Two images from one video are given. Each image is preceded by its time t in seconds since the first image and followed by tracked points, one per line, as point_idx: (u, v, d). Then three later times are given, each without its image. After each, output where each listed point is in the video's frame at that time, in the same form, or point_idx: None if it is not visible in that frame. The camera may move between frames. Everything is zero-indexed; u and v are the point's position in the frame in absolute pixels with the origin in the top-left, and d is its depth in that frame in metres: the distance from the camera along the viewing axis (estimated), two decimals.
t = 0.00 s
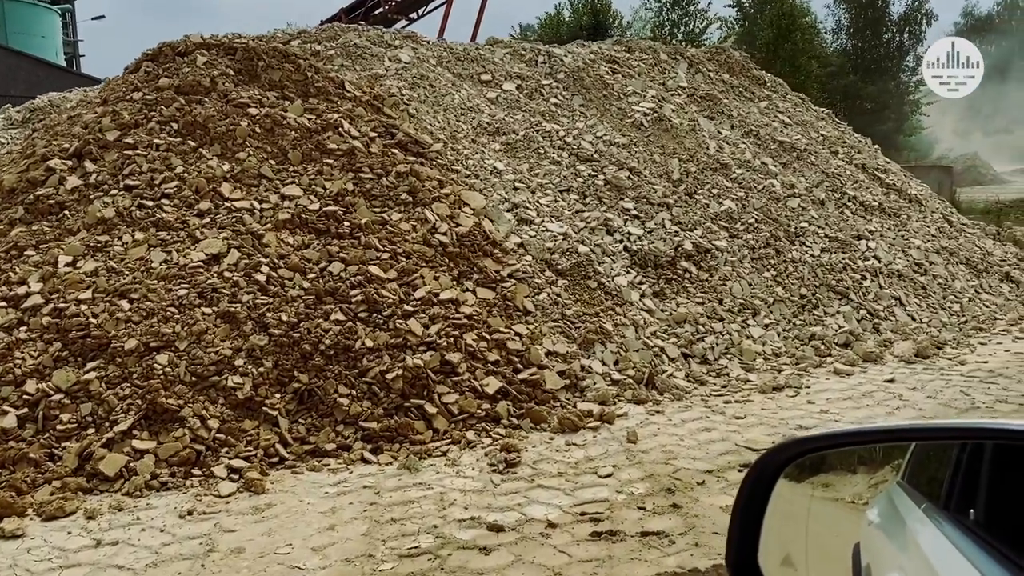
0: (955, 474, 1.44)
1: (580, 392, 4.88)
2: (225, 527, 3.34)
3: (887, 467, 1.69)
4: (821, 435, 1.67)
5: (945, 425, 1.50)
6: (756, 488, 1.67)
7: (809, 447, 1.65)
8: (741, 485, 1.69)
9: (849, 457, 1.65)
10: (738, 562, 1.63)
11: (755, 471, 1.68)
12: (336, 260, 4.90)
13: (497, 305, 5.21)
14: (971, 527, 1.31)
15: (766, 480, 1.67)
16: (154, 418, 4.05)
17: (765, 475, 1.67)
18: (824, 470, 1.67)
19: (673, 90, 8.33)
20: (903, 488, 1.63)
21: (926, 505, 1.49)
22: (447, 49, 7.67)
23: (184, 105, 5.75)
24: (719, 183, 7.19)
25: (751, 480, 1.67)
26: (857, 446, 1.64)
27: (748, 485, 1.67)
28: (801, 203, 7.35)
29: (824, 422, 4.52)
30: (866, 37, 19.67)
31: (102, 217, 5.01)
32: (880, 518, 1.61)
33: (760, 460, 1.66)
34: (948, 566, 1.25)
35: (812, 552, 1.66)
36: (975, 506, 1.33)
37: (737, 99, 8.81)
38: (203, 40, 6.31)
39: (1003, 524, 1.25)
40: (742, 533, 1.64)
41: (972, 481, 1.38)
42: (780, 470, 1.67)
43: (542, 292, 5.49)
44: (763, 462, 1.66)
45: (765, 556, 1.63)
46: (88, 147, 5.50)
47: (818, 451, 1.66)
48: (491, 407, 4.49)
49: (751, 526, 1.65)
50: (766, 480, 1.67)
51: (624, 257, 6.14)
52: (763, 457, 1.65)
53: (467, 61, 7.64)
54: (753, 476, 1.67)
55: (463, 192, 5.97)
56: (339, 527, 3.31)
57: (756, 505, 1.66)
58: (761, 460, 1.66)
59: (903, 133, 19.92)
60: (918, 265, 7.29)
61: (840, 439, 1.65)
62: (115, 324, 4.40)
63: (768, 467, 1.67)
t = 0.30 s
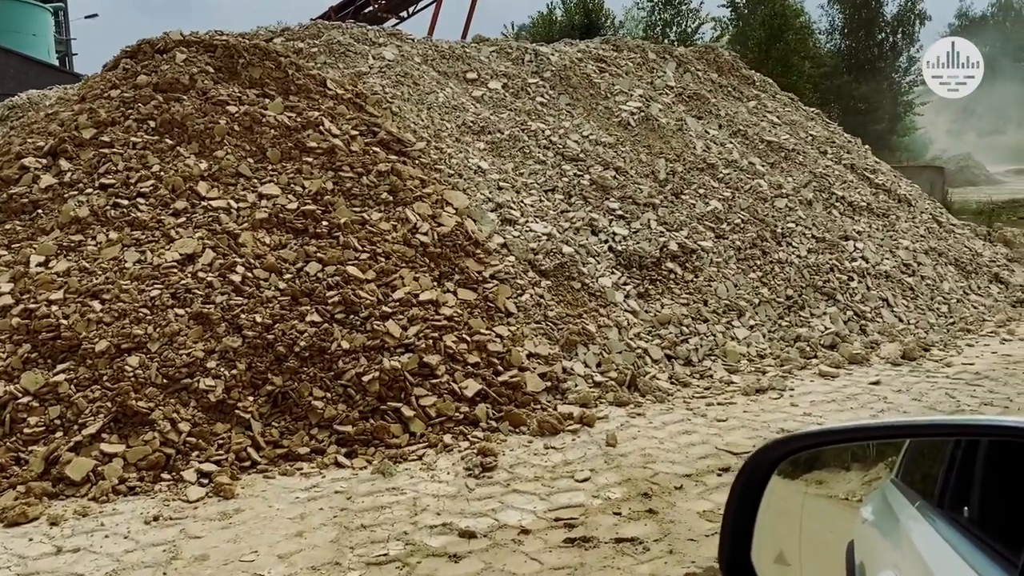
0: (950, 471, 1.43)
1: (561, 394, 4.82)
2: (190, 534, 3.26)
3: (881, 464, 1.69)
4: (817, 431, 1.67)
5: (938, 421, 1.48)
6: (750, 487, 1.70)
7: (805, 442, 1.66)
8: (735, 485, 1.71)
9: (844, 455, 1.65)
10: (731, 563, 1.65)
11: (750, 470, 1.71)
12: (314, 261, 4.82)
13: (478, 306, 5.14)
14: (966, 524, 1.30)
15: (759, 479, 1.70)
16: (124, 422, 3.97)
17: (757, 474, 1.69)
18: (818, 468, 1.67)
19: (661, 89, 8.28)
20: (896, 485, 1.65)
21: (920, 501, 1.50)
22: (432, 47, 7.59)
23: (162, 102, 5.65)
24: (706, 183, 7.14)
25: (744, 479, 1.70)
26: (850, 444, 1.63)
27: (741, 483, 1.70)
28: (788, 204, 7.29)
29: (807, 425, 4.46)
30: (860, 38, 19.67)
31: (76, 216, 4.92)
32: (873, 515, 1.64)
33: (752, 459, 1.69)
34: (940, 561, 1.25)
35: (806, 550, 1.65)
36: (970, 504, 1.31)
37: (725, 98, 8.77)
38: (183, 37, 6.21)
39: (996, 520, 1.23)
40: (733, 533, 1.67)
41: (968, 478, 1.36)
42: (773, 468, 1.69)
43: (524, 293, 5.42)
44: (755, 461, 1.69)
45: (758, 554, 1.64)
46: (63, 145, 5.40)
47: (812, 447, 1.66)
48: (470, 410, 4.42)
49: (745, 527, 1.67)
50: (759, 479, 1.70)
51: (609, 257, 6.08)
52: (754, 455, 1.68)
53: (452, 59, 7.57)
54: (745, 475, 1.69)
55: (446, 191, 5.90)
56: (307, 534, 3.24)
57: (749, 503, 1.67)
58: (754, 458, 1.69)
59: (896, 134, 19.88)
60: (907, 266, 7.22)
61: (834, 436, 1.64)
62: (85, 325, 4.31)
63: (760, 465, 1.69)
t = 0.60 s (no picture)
0: (949, 466, 1.38)
1: (542, 397, 4.75)
2: (155, 541, 3.18)
3: (881, 461, 1.62)
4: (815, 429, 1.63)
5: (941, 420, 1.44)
6: (754, 486, 1.67)
7: (804, 440, 1.62)
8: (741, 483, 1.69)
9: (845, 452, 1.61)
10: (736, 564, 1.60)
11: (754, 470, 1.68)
12: (291, 262, 4.75)
13: (459, 308, 5.07)
14: (967, 522, 1.24)
15: (763, 477, 1.67)
16: (92, 426, 3.87)
17: (760, 473, 1.66)
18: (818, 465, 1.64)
19: (649, 89, 8.24)
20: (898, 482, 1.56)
21: (922, 499, 1.41)
22: (417, 45, 7.52)
23: (139, 101, 5.55)
24: (693, 183, 7.08)
25: (748, 475, 1.67)
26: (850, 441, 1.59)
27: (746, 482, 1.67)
28: (776, 204, 7.23)
29: (789, 429, 4.39)
30: (854, 38, 19.61)
31: (48, 216, 4.81)
32: (874, 512, 1.53)
33: (754, 460, 1.67)
34: (943, 560, 1.17)
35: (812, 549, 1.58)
36: (971, 501, 1.26)
37: (713, 98, 8.75)
38: (162, 34, 6.11)
39: (1002, 520, 1.19)
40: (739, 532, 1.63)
41: (968, 475, 1.31)
42: (775, 467, 1.66)
43: (506, 295, 5.35)
44: (757, 460, 1.66)
45: (762, 553, 1.59)
46: (38, 143, 5.30)
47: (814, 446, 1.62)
48: (448, 414, 4.35)
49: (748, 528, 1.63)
50: (763, 478, 1.67)
51: (593, 259, 6.01)
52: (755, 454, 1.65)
53: (437, 58, 7.50)
54: (748, 475, 1.67)
55: (428, 191, 5.83)
56: (274, 542, 3.17)
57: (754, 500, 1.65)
58: (756, 458, 1.67)
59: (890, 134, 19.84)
60: (895, 267, 7.15)
61: (832, 433, 1.60)
62: (55, 327, 4.22)
63: (762, 464, 1.66)
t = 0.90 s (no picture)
0: (950, 461, 1.42)
1: (523, 401, 4.69)
2: (118, 549, 3.10)
3: (881, 457, 1.64)
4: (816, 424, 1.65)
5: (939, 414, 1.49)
6: (755, 480, 1.70)
7: (803, 434, 1.65)
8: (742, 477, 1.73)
9: (845, 448, 1.62)
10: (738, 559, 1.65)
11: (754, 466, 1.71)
12: (268, 263, 4.68)
13: (440, 311, 5.00)
14: (967, 517, 1.29)
15: (763, 473, 1.70)
16: (61, 430, 3.79)
17: (760, 468, 1.70)
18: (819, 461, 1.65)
19: (638, 89, 8.20)
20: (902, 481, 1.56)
21: (921, 496, 1.46)
22: (403, 45, 7.45)
23: (118, 99, 5.46)
24: (681, 185, 7.02)
25: (748, 470, 1.70)
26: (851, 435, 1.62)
27: (746, 476, 1.71)
28: (764, 206, 7.17)
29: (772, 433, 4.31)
30: (851, 40, 19.56)
31: (21, 215, 4.72)
32: (873, 509, 1.56)
33: (754, 455, 1.70)
34: (945, 558, 1.23)
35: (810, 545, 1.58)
36: (970, 496, 1.31)
37: (704, 100, 8.71)
38: (143, 32, 6.01)
39: (996, 512, 1.24)
40: (739, 525, 1.68)
41: (967, 470, 1.36)
42: (775, 462, 1.69)
43: (489, 297, 5.28)
44: (757, 455, 1.69)
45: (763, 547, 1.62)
46: (14, 143, 5.22)
47: (815, 440, 1.64)
48: (425, 418, 4.28)
49: (750, 522, 1.67)
50: (764, 473, 1.70)
51: (578, 260, 5.95)
52: (756, 449, 1.68)
53: (424, 58, 7.43)
54: (749, 470, 1.70)
55: (411, 192, 5.76)
56: (240, 549, 3.09)
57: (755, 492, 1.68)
58: (757, 453, 1.69)
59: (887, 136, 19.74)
60: (884, 269, 7.07)
61: (831, 427, 1.63)
62: (25, 328, 4.13)
63: (762, 459, 1.69)
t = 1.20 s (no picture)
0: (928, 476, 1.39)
1: (505, 408, 4.60)
2: (78, 562, 3.01)
3: (863, 470, 1.63)
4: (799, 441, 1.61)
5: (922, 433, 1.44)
6: (728, 490, 1.63)
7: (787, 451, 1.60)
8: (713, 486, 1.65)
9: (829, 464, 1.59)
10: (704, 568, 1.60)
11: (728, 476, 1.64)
12: (245, 267, 4.60)
13: (422, 315, 4.92)
14: (947, 535, 1.26)
15: (738, 484, 1.63)
16: (28, 437, 3.70)
17: (737, 479, 1.63)
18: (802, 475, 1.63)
19: (630, 92, 8.13)
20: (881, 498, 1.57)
21: (903, 512, 1.44)
22: (391, 45, 7.38)
23: (97, 100, 5.38)
24: (671, 188, 6.94)
25: (721, 481, 1.63)
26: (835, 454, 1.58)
27: (719, 486, 1.63)
28: (755, 210, 7.09)
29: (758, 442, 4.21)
30: (851, 43, 19.39)
31: None
32: (856, 526, 1.57)
33: (732, 465, 1.63)
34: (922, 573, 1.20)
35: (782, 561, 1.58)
36: (949, 513, 1.28)
37: (696, 102, 8.65)
38: (125, 32, 5.93)
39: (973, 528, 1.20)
40: (710, 534, 1.61)
41: (945, 485, 1.33)
42: (754, 474, 1.63)
43: (472, 301, 5.20)
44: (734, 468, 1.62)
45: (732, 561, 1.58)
46: None
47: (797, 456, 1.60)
48: (403, 426, 4.20)
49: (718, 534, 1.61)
50: (738, 484, 1.63)
51: (566, 264, 5.87)
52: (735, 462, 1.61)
53: (412, 59, 7.36)
54: (724, 481, 1.62)
55: (395, 195, 5.68)
56: (203, 562, 3.01)
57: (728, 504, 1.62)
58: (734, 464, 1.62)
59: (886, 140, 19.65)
60: (878, 274, 6.98)
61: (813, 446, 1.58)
62: None
63: (740, 470, 1.63)
